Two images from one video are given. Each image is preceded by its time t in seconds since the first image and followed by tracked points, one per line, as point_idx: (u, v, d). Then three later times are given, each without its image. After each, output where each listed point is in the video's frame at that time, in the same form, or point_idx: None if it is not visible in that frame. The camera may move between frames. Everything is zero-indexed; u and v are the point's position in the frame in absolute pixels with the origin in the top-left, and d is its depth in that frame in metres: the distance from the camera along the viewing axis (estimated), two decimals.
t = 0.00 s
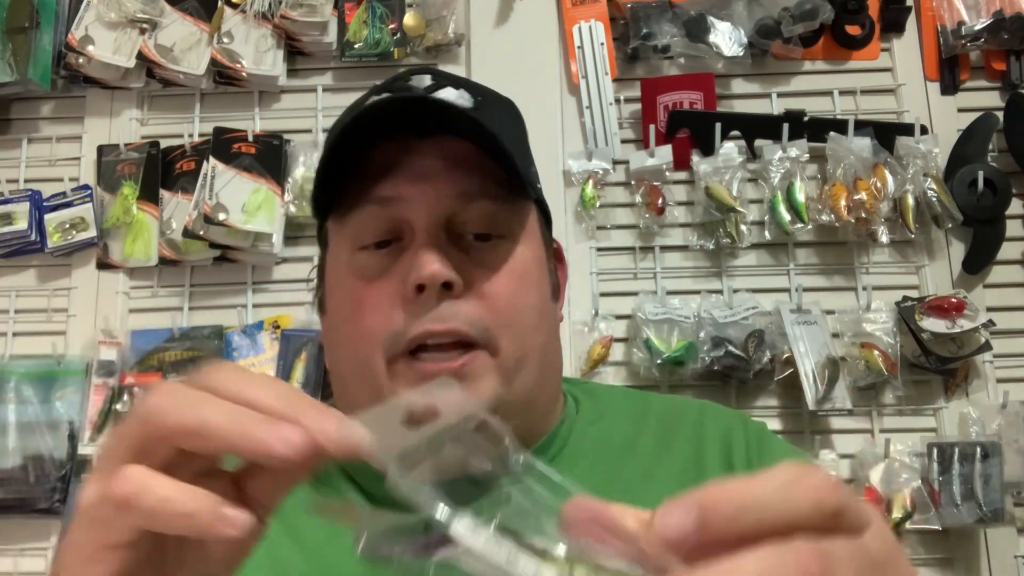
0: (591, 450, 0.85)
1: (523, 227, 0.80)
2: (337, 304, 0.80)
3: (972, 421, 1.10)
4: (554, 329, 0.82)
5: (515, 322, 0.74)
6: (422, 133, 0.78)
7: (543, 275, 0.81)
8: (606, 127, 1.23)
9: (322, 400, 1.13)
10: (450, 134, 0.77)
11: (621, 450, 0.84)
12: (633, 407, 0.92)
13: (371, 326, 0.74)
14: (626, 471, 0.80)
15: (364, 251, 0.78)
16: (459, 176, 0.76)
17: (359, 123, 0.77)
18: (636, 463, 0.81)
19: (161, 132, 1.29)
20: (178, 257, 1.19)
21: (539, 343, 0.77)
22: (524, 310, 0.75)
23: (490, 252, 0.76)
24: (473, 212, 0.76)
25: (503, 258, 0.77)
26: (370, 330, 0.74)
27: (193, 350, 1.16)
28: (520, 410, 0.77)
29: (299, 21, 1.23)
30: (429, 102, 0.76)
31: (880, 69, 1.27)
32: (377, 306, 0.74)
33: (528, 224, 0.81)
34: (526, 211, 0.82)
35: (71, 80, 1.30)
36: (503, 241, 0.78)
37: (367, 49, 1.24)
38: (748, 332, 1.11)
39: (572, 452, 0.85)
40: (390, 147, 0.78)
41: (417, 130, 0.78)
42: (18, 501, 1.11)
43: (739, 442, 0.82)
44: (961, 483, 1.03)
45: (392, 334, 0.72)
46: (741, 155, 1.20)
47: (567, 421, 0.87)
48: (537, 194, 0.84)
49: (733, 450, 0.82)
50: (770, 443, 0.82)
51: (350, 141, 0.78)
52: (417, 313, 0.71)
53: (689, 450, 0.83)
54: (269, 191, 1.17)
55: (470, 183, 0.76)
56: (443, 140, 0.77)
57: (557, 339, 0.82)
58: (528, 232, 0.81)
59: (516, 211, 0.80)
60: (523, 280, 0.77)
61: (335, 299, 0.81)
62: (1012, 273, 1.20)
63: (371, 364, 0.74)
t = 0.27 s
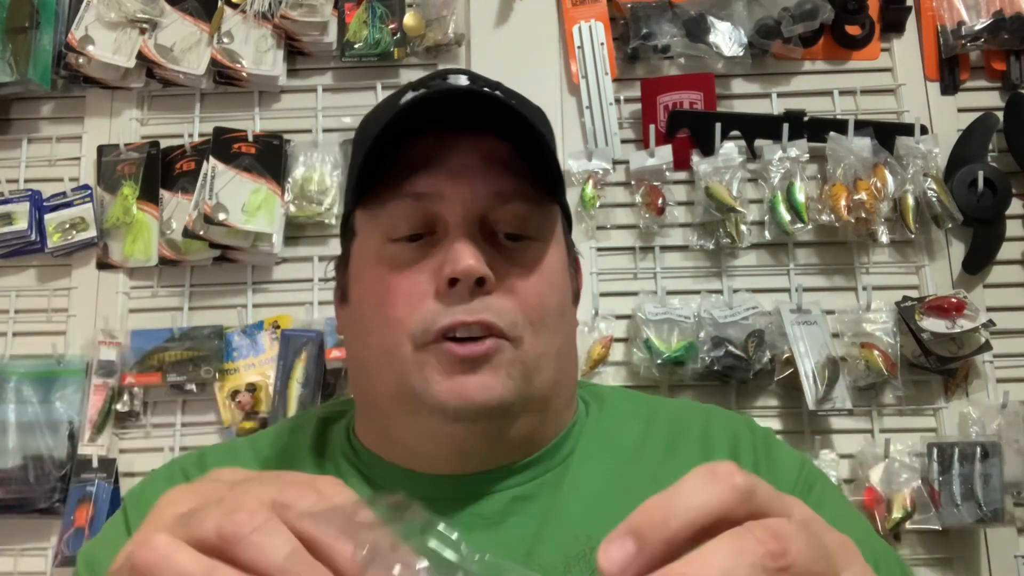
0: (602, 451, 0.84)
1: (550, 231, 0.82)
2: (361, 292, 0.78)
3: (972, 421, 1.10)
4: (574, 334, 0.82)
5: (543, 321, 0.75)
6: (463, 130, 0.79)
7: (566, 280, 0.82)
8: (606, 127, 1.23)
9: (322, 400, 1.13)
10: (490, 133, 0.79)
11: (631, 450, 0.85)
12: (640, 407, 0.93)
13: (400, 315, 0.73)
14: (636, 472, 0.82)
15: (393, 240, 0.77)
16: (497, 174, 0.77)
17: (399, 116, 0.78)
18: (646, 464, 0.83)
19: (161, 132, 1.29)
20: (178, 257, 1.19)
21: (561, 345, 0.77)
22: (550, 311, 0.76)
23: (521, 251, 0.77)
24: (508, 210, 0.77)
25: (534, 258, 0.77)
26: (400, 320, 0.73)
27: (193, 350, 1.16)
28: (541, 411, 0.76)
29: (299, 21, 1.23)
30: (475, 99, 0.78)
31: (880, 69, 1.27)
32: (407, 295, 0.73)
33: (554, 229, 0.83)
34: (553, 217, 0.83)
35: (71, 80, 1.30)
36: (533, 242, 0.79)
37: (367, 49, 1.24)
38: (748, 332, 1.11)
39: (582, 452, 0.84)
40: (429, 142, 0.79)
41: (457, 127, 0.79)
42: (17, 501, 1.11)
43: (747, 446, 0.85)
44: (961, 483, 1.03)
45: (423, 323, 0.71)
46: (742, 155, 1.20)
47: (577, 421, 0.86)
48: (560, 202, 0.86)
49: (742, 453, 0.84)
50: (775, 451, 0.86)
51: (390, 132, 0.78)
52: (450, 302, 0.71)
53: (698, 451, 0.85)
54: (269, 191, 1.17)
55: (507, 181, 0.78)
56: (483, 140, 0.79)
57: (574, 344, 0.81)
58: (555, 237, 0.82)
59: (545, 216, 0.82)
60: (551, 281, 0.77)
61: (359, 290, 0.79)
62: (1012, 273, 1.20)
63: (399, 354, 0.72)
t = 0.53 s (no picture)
0: (607, 453, 0.84)
1: (559, 231, 0.82)
2: (370, 292, 0.78)
3: (972, 420, 1.10)
4: (582, 335, 0.82)
5: (552, 323, 0.75)
6: (473, 130, 0.79)
7: (574, 280, 0.82)
8: (606, 128, 1.23)
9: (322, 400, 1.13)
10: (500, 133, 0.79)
11: (637, 452, 0.85)
12: (645, 407, 0.93)
13: (410, 317, 0.73)
14: (642, 474, 0.82)
15: (402, 241, 0.77)
16: (508, 175, 0.77)
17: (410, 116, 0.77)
18: (652, 465, 0.83)
19: (161, 132, 1.29)
20: (178, 257, 1.19)
21: (570, 346, 0.78)
22: (559, 312, 0.76)
23: (530, 252, 0.78)
24: (518, 211, 0.77)
25: (543, 258, 0.78)
26: (411, 322, 0.73)
27: (193, 351, 1.16)
28: (550, 412, 0.77)
29: (299, 21, 1.23)
30: (487, 99, 0.78)
31: (880, 70, 1.27)
32: (418, 297, 0.73)
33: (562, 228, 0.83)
34: (562, 217, 0.83)
35: (71, 80, 1.30)
36: (542, 242, 0.79)
37: (367, 49, 1.24)
38: (748, 332, 1.11)
39: (588, 454, 0.84)
40: (439, 142, 0.79)
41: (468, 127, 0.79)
42: (17, 501, 1.11)
43: (754, 447, 0.85)
44: (961, 483, 1.03)
45: (435, 325, 0.71)
46: (741, 155, 1.20)
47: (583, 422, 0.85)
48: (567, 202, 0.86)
49: (749, 454, 0.84)
50: (782, 453, 0.85)
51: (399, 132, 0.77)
52: (461, 304, 0.71)
53: (703, 453, 0.85)
54: (269, 192, 1.17)
55: (517, 181, 0.78)
56: (493, 140, 0.79)
57: (581, 344, 0.82)
58: (564, 237, 0.82)
59: (554, 216, 0.82)
60: (560, 282, 0.78)
61: (367, 291, 0.79)
62: (1012, 273, 1.20)
63: (410, 356, 0.72)
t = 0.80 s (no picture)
0: (607, 453, 0.84)
1: (546, 221, 0.80)
2: (356, 285, 0.80)
3: (972, 421, 1.10)
4: (573, 328, 0.80)
5: (534, 310, 0.73)
6: (450, 121, 0.80)
7: (563, 272, 0.80)
8: (605, 127, 1.23)
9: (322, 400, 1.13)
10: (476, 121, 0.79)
11: (637, 452, 0.85)
12: (645, 407, 0.93)
13: (389, 306, 0.74)
14: (642, 474, 0.82)
15: (385, 233, 0.79)
16: (484, 161, 0.77)
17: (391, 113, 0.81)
18: (652, 466, 0.83)
19: (161, 132, 1.29)
20: (178, 257, 1.19)
21: (556, 337, 0.76)
22: (543, 300, 0.75)
23: (510, 238, 0.77)
24: (496, 198, 0.77)
25: (525, 246, 0.77)
26: (388, 310, 0.74)
27: (193, 350, 1.16)
28: (536, 404, 0.75)
29: (299, 21, 1.23)
30: (460, 89, 0.79)
31: (880, 69, 1.27)
32: (396, 287, 0.74)
33: (549, 218, 0.81)
34: (549, 207, 0.82)
35: (70, 80, 1.30)
36: (524, 230, 0.78)
37: (367, 49, 1.24)
38: (748, 332, 1.11)
39: (587, 454, 0.84)
40: (420, 135, 0.81)
41: (446, 118, 0.80)
42: (17, 501, 1.11)
43: (754, 447, 0.85)
44: (961, 483, 1.03)
45: (409, 312, 0.72)
46: (741, 155, 1.20)
47: (582, 422, 0.85)
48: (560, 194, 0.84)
49: (748, 454, 0.84)
50: (782, 453, 0.85)
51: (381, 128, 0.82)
52: (434, 290, 0.71)
53: (703, 453, 0.85)
54: (269, 191, 1.17)
55: (493, 168, 0.77)
56: (470, 128, 0.80)
57: (573, 339, 0.80)
58: (551, 226, 0.81)
59: (539, 204, 0.80)
60: (544, 269, 0.76)
61: (353, 283, 0.81)
62: (1013, 273, 1.20)
63: (389, 344, 0.73)
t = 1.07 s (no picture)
0: (604, 454, 0.84)
1: (521, 223, 0.79)
2: (336, 300, 0.81)
3: (973, 421, 1.10)
4: (554, 329, 0.79)
5: (502, 321, 0.72)
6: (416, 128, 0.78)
7: (542, 273, 0.79)
8: (605, 127, 1.23)
9: (322, 401, 1.13)
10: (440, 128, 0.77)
11: (634, 453, 0.85)
12: (643, 408, 0.93)
13: (364, 324, 0.75)
14: (639, 474, 0.82)
15: (359, 248, 0.79)
16: (449, 171, 0.76)
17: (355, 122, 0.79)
18: (649, 467, 0.83)
19: (161, 132, 1.29)
20: (178, 257, 1.19)
21: (532, 343, 0.75)
22: (514, 308, 0.74)
23: (480, 248, 0.75)
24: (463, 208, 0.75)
25: (495, 253, 0.75)
26: (363, 327, 0.75)
27: (193, 351, 1.16)
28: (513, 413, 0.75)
29: (299, 21, 1.23)
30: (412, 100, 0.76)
31: (880, 69, 1.27)
32: (369, 307, 0.75)
33: (524, 218, 0.79)
34: (525, 208, 0.80)
35: (71, 80, 1.30)
36: (496, 235, 0.77)
37: (367, 49, 1.24)
38: (748, 332, 1.11)
39: (584, 455, 0.83)
40: (388, 144, 0.80)
41: (410, 124, 0.78)
42: (17, 502, 1.11)
43: (751, 447, 0.84)
44: (961, 483, 1.03)
45: (381, 329, 0.73)
46: (742, 155, 1.20)
47: (579, 424, 0.85)
48: (540, 192, 0.82)
49: (746, 454, 0.84)
50: (779, 452, 0.85)
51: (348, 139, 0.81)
52: (403, 308, 0.72)
53: (701, 454, 0.85)
54: (269, 192, 1.17)
55: (460, 176, 0.76)
56: (435, 135, 0.78)
57: (556, 340, 0.79)
58: (526, 227, 0.79)
59: (512, 206, 0.78)
60: (514, 276, 0.75)
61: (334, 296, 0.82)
62: (1013, 273, 1.20)
63: (366, 360, 0.74)
